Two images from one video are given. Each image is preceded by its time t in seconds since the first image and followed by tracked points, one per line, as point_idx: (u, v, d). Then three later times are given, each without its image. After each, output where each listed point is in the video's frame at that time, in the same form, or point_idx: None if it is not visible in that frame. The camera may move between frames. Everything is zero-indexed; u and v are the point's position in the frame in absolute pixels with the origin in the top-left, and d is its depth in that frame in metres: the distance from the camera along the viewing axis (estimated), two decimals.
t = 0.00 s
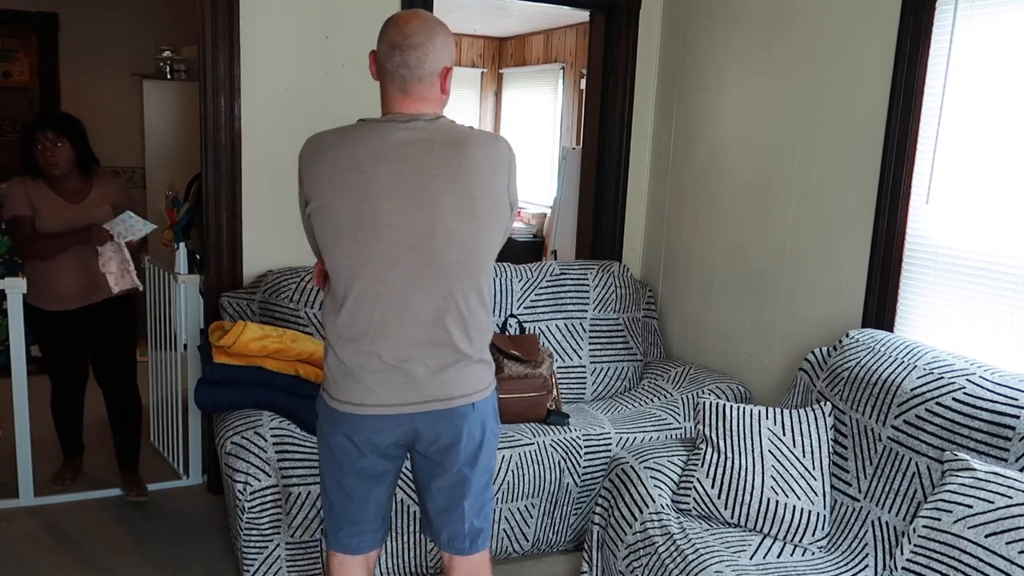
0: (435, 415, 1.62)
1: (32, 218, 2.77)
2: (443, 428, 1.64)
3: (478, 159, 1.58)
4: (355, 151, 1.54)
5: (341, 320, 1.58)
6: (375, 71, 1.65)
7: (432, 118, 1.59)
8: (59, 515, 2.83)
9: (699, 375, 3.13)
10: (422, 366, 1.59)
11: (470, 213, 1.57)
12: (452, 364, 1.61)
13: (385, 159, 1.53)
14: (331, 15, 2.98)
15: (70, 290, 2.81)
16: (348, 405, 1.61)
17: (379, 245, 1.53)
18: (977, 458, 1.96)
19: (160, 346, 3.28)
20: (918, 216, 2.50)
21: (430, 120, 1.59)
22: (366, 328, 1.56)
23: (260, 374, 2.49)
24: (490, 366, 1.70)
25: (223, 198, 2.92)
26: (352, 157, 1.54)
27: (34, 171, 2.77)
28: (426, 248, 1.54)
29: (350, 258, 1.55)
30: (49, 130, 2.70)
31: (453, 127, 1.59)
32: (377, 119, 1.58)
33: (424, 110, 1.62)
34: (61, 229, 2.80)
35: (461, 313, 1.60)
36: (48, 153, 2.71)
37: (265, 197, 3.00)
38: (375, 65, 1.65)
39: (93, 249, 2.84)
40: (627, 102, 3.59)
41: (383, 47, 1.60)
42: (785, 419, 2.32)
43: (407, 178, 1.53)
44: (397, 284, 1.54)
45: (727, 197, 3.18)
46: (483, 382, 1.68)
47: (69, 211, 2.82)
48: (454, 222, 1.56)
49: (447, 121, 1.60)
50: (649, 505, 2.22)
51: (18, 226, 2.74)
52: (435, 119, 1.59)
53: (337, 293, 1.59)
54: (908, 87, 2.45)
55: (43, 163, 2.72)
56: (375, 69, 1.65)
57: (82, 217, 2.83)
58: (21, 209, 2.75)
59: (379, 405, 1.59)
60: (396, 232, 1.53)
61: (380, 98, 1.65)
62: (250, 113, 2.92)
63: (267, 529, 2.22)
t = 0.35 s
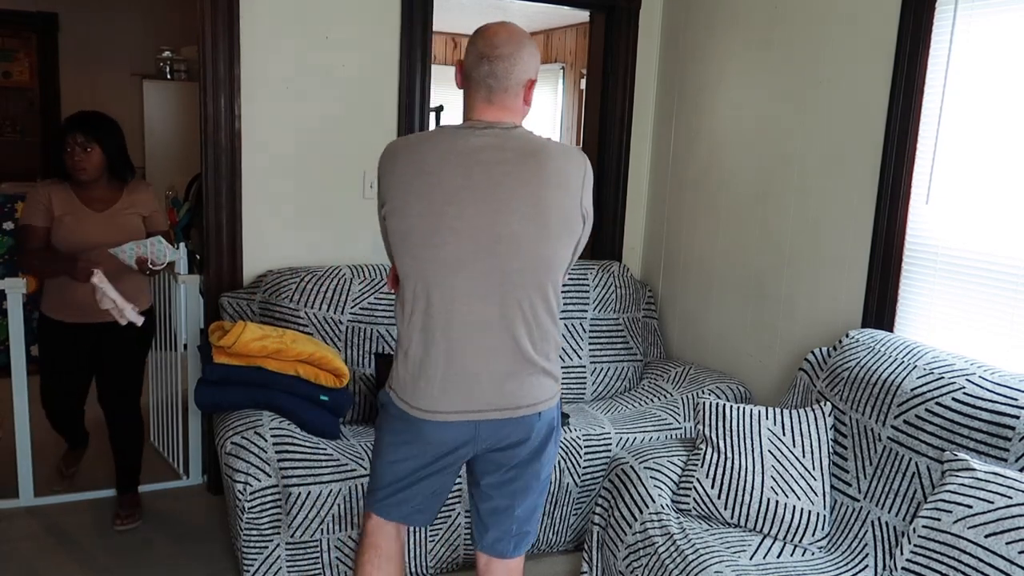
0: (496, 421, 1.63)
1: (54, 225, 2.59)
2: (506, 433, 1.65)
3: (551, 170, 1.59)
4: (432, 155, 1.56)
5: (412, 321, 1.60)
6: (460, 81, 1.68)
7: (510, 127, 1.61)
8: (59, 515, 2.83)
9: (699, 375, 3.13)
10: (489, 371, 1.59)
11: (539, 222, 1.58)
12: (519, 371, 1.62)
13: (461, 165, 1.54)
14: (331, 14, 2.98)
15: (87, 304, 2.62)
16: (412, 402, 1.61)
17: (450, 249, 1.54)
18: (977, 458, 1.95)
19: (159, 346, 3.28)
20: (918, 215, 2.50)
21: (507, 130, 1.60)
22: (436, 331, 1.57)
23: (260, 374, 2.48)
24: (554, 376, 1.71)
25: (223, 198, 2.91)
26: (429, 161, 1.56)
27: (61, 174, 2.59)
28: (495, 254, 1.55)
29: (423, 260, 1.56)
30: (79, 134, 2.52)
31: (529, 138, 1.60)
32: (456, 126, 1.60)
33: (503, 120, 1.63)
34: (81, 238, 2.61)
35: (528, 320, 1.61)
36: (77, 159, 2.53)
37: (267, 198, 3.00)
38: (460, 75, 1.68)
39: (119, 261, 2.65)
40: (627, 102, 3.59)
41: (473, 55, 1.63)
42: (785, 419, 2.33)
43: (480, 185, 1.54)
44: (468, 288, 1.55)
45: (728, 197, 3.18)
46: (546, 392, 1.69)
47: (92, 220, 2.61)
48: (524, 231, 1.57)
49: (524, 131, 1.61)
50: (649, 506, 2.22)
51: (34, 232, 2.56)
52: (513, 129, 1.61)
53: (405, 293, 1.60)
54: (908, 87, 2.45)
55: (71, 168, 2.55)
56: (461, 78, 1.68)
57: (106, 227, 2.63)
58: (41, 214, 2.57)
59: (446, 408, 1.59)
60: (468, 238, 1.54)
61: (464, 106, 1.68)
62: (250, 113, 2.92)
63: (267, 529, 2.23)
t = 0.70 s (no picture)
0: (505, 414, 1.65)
1: (44, 234, 2.47)
2: (515, 424, 1.67)
3: (575, 174, 1.61)
4: (465, 148, 1.61)
5: (434, 307, 1.65)
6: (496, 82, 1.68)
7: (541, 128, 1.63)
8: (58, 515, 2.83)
9: (699, 375, 3.13)
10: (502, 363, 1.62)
11: (558, 222, 1.60)
12: (531, 367, 1.64)
13: (488, 161, 1.59)
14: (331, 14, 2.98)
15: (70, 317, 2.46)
16: (427, 385, 1.67)
17: (469, 241, 1.59)
18: (977, 458, 1.95)
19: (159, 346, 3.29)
20: (918, 216, 2.50)
21: (537, 130, 1.62)
22: (454, 318, 1.62)
23: (260, 374, 2.48)
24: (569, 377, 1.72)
25: (223, 199, 2.92)
26: (462, 154, 1.61)
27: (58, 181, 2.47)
28: (512, 249, 1.58)
29: (447, 248, 1.61)
30: (73, 138, 2.38)
31: (557, 140, 1.62)
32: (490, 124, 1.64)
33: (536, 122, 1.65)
34: (63, 247, 2.44)
35: (544, 318, 1.63)
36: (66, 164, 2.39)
37: (267, 198, 3.00)
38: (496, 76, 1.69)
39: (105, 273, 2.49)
40: (627, 103, 3.59)
41: (515, 59, 1.62)
42: (785, 419, 2.33)
43: (504, 182, 1.58)
44: (485, 279, 1.59)
45: (728, 197, 3.18)
46: (560, 391, 1.70)
47: (80, 230, 2.45)
48: (543, 231, 1.59)
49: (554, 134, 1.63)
50: (649, 506, 2.22)
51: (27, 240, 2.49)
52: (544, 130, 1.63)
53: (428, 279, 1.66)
54: (908, 87, 2.45)
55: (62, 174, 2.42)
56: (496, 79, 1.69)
57: (91, 237, 2.45)
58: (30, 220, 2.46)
59: (460, 393, 1.64)
60: (488, 233, 1.58)
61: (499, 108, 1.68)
62: (250, 113, 2.92)
63: (267, 529, 2.23)
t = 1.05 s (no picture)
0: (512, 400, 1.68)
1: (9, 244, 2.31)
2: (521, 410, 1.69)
3: (559, 164, 1.62)
4: (454, 152, 1.67)
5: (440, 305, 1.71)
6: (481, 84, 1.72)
7: (525, 125, 1.66)
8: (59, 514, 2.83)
9: (699, 375, 3.13)
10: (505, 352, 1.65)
11: (546, 212, 1.62)
12: (534, 355, 1.66)
13: (478, 160, 1.64)
14: (330, 14, 2.98)
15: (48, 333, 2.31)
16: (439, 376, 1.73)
17: (467, 236, 1.64)
18: (977, 458, 1.95)
19: (159, 346, 3.28)
20: (918, 216, 2.50)
21: (522, 127, 1.65)
22: (458, 313, 1.67)
23: (260, 374, 2.48)
24: (575, 363, 1.73)
25: (223, 199, 2.92)
26: (451, 158, 1.67)
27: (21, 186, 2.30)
28: (507, 241, 1.62)
29: (447, 247, 1.67)
30: (47, 138, 2.25)
31: (543, 134, 1.65)
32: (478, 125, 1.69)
33: (521, 120, 1.68)
34: (35, 259, 2.29)
35: (542, 305, 1.65)
36: (40, 167, 2.25)
37: (266, 198, 3.00)
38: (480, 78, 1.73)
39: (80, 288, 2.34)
40: (627, 102, 3.59)
41: (494, 58, 1.67)
42: (785, 419, 2.33)
43: (494, 178, 1.62)
44: (483, 274, 1.63)
45: (727, 197, 3.18)
46: (566, 376, 1.71)
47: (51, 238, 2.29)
48: (533, 222, 1.62)
49: (539, 128, 1.65)
50: (649, 505, 2.22)
51: None
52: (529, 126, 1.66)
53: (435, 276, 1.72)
54: (908, 86, 2.45)
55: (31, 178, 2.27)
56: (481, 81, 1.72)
57: (66, 247, 2.31)
58: None
59: (468, 382, 1.68)
60: (482, 229, 1.63)
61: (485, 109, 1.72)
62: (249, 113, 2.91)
63: (267, 529, 2.23)
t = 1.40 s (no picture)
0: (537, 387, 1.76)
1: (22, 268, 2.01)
2: (546, 396, 1.77)
3: (576, 160, 1.71)
4: (470, 150, 1.72)
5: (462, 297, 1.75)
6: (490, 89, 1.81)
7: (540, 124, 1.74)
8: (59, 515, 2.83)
9: (699, 375, 3.13)
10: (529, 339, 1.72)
11: (566, 206, 1.71)
12: (555, 340, 1.74)
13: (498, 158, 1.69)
14: (330, 14, 2.98)
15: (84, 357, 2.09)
16: (462, 370, 1.78)
17: (490, 232, 1.69)
18: (977, 458, 1.95)
19: (159, 347, 3.28)
20: (918, 215, 2.50)
21: (537, 126, 1.73)
22: (483, 304, 1.72)
23: (260, 375, 2.48)
24: (589, 347, 1.82)
25: (223, 199, 2.92)
26: (469, 156, 1.72)
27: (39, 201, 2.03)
28: (530, 235, 1.69)
29: (469, 240, 1.72)
30: (77, 145, 2.03)
31: (558, 133, 1.73)
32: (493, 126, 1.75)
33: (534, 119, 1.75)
34: (66, 276, 2.04)
35: (562, 294, 1.73)
36: (69, 174, 2.01)
37: (266, 198, 3.00)
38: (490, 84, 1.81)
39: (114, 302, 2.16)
40: (627, 102, 3.59)
41: (504, 60, 1.75)
42: (785, 419, 2.32)
43: (516, 175, 1.68)
44: (508, 265, 1.69)
45: (727, 197, 3.18)
46: (582, 360, 1.81)
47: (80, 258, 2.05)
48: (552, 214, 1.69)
49: (553, 127, 1.74)
50: (649, 505, 2.22)
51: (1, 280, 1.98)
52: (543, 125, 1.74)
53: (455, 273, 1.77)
54: (908, 85, 2.45)
55: (56, 187, 2.02)
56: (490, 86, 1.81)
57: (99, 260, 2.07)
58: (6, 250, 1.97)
59: (493, 372, 1.74)
60: (506, 221, 1.69)
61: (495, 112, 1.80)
62: (249, 113, 2.92)
63: (267, 529, 2.22)
